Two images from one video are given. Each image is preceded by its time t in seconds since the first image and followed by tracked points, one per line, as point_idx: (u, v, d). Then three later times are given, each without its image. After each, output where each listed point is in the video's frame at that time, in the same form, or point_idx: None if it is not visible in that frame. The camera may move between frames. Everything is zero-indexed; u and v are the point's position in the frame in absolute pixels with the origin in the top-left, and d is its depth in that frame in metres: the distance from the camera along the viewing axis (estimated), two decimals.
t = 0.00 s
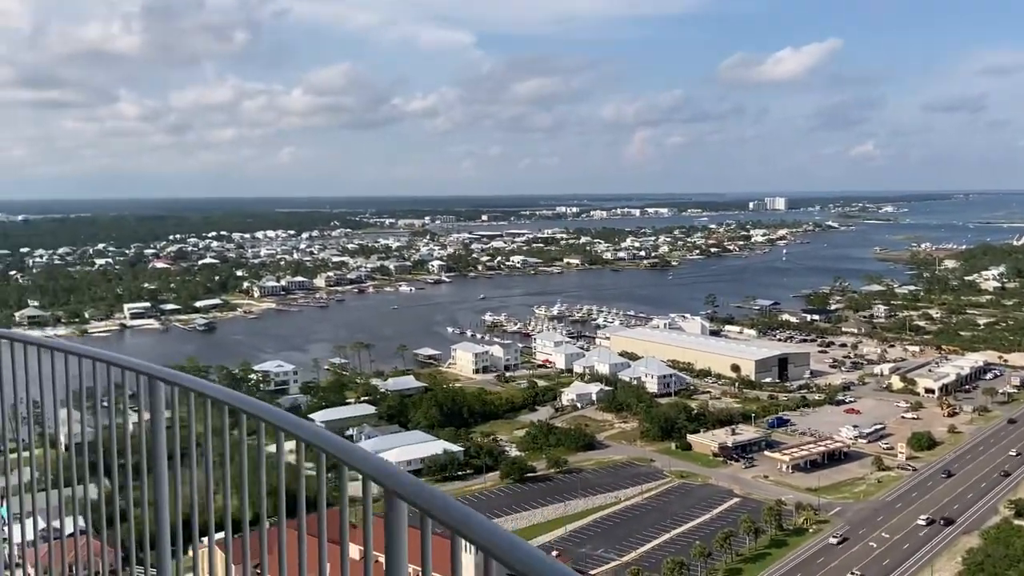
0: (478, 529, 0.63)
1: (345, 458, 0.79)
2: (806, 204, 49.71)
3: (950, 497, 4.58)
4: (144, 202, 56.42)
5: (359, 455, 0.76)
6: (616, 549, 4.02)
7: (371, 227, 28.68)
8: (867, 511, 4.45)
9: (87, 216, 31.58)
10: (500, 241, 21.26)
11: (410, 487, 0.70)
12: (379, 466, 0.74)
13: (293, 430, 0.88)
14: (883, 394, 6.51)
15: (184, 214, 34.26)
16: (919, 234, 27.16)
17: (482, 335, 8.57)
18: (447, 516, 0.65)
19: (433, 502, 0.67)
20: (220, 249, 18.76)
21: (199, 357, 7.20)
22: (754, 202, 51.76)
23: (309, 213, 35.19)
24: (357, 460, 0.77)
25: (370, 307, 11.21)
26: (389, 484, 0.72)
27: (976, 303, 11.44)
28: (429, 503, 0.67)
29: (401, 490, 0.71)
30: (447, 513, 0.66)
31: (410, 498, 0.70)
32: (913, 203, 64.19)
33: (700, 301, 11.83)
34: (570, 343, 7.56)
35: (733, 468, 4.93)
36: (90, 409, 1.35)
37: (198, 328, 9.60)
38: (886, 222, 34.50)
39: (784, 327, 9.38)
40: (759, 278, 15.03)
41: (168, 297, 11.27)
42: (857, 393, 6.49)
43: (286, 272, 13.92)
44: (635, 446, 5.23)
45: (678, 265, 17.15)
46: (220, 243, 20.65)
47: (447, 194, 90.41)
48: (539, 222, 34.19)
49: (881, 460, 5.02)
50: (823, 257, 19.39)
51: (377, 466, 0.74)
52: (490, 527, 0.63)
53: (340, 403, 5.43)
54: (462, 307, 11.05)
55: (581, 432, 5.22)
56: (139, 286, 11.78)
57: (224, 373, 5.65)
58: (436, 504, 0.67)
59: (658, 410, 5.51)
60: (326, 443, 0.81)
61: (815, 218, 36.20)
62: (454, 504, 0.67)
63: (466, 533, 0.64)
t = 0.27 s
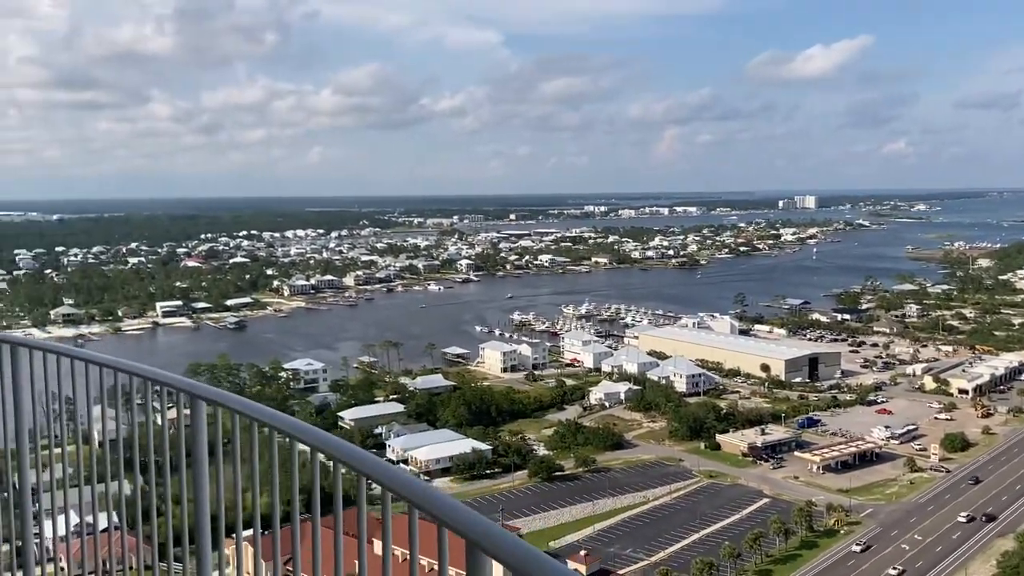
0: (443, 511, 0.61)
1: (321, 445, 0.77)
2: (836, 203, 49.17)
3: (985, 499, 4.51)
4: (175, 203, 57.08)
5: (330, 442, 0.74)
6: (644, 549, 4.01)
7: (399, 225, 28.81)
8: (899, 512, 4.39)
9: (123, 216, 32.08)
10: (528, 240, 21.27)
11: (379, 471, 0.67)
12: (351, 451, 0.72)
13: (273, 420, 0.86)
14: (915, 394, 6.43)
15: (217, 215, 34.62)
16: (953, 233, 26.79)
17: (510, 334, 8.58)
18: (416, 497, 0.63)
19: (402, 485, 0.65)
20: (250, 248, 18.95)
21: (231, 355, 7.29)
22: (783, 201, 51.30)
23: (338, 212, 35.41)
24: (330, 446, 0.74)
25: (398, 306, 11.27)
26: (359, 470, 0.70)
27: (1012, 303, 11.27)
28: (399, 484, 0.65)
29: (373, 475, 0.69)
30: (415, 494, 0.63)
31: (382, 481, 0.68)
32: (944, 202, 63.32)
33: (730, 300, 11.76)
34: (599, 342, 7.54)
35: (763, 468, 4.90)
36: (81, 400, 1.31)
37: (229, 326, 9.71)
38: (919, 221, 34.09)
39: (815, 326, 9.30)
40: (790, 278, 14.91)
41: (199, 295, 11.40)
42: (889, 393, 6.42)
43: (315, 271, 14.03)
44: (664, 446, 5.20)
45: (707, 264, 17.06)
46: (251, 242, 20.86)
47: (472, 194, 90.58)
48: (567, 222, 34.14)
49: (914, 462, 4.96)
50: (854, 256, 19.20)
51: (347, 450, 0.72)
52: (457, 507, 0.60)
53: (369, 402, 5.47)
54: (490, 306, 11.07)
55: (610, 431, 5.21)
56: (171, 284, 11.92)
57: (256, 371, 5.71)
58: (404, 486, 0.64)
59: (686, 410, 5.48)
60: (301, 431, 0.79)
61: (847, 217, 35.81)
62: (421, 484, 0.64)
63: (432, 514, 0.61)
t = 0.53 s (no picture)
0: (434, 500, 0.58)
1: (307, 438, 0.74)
2: (866, 201, 48.61)
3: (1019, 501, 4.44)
4: (205, 201, 57.72)
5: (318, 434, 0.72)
6: (671, 549, 3.99)
7: (426, 224, 28.91)
8: (931, 514, 4.33)
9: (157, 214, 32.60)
10: (555, 238, 21.25)
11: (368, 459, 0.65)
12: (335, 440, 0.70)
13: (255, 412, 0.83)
14: (947, 394, 6.35)
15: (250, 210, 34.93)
16: (986, 231, 26.40)
17: (537, 332, 8.58)
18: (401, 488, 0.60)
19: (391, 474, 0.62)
20: (279, 246, 19.10)
21: (262, 352, 7.37)
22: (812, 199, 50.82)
23: (366, 210, 35.61)
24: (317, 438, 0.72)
25: (424, 304, 11.30)
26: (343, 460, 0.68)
27: None
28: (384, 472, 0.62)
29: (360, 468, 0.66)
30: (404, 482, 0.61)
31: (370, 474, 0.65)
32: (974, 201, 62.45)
33: (758, 299, 11.67)
34: (625, 341, 7.52)
35: (792, 468, 4.85)
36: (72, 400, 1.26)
37: (258, 323, 9.81)
38: (951, 219, 33.65)
39: (844, 325, 9.22)
40: (819, 276, 14.77)
41: (229, 292, 11.53)
42: (920, 393, 6.34)
43: (343, 269, 14.12)
44: (691, 446, 5.17)
45: (734, 262, 16.95)
46: (279, 240, 21.03)
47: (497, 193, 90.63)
48: (594, 220, 34.06)
49: (946, 463, 4.89)
50: (884, 254, 18.99)
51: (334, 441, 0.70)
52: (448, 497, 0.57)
53: (396, 399, 5.49)
54: (516, 304, 11.07)
55: (637, 430, 5.19)
56: (201, 282, 12.07)
57: (284, 369, 5.75)
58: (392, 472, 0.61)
59: (714, 409, 5.44)
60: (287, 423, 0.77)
61: (877, 215, 35.40)
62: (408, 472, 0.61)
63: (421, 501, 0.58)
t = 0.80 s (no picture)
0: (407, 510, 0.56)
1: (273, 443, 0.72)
2: (892, 202, 48.10)
3: None
4: (230, 203, 58.22)
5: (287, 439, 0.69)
6: (695, 551, 3.96)
7: (449, 224, 28.98)
8: (959, 519, 4.27)
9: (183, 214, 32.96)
10: (578, 239, 21.23)
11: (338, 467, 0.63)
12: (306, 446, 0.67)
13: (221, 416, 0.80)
14: (976, 397, 6.26)
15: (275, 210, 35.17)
16: (1016, 232, 26.03)
17: (559, 333, 8.57)
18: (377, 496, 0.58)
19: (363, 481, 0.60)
20: (303, 246, 19.21)
21: (285, 351, 7.41)
22: (837, 200, 50.35)
23: (390, 211, 35.74)
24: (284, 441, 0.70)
25: (446, 305, 11.33)
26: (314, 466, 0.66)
27: None
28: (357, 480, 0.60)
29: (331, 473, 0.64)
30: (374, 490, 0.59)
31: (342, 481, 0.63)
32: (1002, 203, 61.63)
33: (783, 300, 11.58)
34: (648, 342, 7.49)
35: (817, 471, 4.81)
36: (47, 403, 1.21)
37: (282, 322, 9.87)
38: (980, 220, 33.23)
39: (870, 327, 9.13)
40: (845, 278, 14.64)
41: (254, 292, 11.62)
42: (948, 396, 6.26)
43: (367, 269, 14.18)
44: (715, 448, 5.13)
45: (759, 263, 16.83)
46: (303, 240, 21.16)
47: (519, 195, 90.61)
48: (617, 220, 33.95)
49: (974, 467, 4.82)
50: (911, 256, 18.78)
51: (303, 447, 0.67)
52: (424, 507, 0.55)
53: (418, 399, 5.51)
54: (538, 305, 11.06)
55: (660, 432, 5.16)
56: (227, 281, 12.17)
57: (308, 368, 5.78)
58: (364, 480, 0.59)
59: (738, 411, 5.40)
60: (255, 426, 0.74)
61: (905, 216, 35.02)
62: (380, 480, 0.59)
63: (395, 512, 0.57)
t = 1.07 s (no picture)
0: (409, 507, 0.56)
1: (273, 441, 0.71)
2: (915, 201, 47.61)
3: None
4: (249, 202, 58.57)
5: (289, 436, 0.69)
6: (715, 552, 3.93)
7: (469, 222, 28.99)
8: (984, 522, 4.21)
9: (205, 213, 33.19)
10: (597, 237, 21.17)
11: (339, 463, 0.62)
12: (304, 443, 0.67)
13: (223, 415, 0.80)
14: (1001, 399, 6.18)
15: (297, 208, 35.34)
16: None
17: (579, 332, 8.55)
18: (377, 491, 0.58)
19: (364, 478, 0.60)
20: (323, 244, 19.28)
21: (306, 349, 7.43)
22: (859, 199, 49.91)
23: (409, 209, 35.80)
24: (286, 441, 0.69)
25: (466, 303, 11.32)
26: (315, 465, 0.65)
27: None
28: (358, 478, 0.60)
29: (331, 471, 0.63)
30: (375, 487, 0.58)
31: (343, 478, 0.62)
32: None
33: (805, 300, 11.50)
34: (669, 341, 7.45)
35: (839, 472, 4.76)
36: (60, 404, 1.20)
37: (302, 320, 9.89)
38: (1005, 219, 32.86)
39: (893, 327, 9.05)
40: (868, 277, 14.52)
41: (274, 289, 11.65)
42: (973, 397, 6.19)
43: (387, 267, 14.20)
44: (736, 448, 5.10)
45: (781, 263, 16.73)
46: (323, 238, 21.23)
47: (536, 193, 90.48)
48: (638, 219, 33.86)
49: (999, 469, 4.76)
50: (935, 255, 18.60)
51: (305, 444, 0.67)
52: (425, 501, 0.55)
53: (438, 397, 5.51)
54: (558, 304, 11.04)
55: (680, 432, 5.13)
56: (247, 279, 12.22)
57: (329, 366, 5.80)
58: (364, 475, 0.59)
59: (760, 411, 5.36)
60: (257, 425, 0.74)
61: (929, 215, 34.70)
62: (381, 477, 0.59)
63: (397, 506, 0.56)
